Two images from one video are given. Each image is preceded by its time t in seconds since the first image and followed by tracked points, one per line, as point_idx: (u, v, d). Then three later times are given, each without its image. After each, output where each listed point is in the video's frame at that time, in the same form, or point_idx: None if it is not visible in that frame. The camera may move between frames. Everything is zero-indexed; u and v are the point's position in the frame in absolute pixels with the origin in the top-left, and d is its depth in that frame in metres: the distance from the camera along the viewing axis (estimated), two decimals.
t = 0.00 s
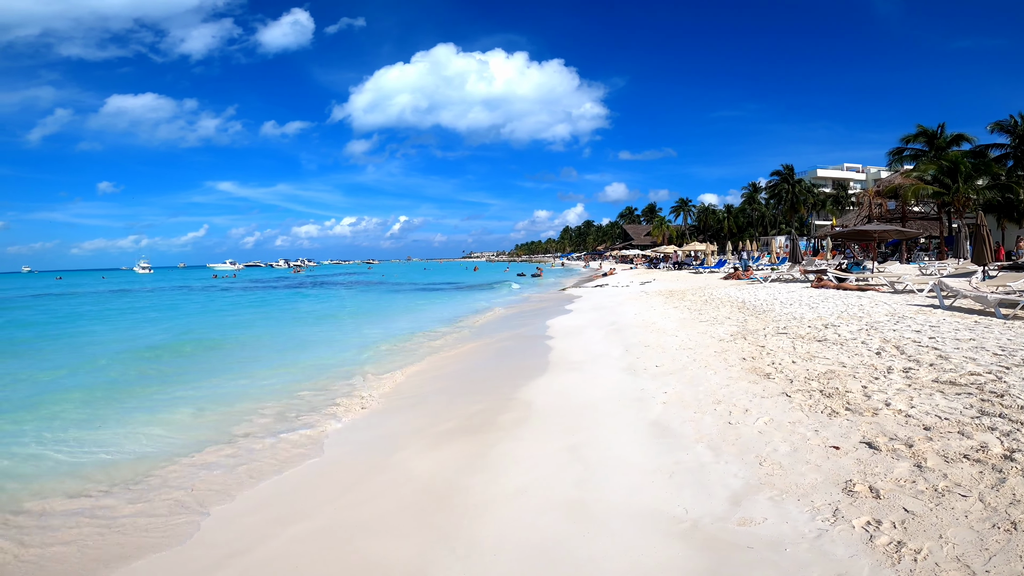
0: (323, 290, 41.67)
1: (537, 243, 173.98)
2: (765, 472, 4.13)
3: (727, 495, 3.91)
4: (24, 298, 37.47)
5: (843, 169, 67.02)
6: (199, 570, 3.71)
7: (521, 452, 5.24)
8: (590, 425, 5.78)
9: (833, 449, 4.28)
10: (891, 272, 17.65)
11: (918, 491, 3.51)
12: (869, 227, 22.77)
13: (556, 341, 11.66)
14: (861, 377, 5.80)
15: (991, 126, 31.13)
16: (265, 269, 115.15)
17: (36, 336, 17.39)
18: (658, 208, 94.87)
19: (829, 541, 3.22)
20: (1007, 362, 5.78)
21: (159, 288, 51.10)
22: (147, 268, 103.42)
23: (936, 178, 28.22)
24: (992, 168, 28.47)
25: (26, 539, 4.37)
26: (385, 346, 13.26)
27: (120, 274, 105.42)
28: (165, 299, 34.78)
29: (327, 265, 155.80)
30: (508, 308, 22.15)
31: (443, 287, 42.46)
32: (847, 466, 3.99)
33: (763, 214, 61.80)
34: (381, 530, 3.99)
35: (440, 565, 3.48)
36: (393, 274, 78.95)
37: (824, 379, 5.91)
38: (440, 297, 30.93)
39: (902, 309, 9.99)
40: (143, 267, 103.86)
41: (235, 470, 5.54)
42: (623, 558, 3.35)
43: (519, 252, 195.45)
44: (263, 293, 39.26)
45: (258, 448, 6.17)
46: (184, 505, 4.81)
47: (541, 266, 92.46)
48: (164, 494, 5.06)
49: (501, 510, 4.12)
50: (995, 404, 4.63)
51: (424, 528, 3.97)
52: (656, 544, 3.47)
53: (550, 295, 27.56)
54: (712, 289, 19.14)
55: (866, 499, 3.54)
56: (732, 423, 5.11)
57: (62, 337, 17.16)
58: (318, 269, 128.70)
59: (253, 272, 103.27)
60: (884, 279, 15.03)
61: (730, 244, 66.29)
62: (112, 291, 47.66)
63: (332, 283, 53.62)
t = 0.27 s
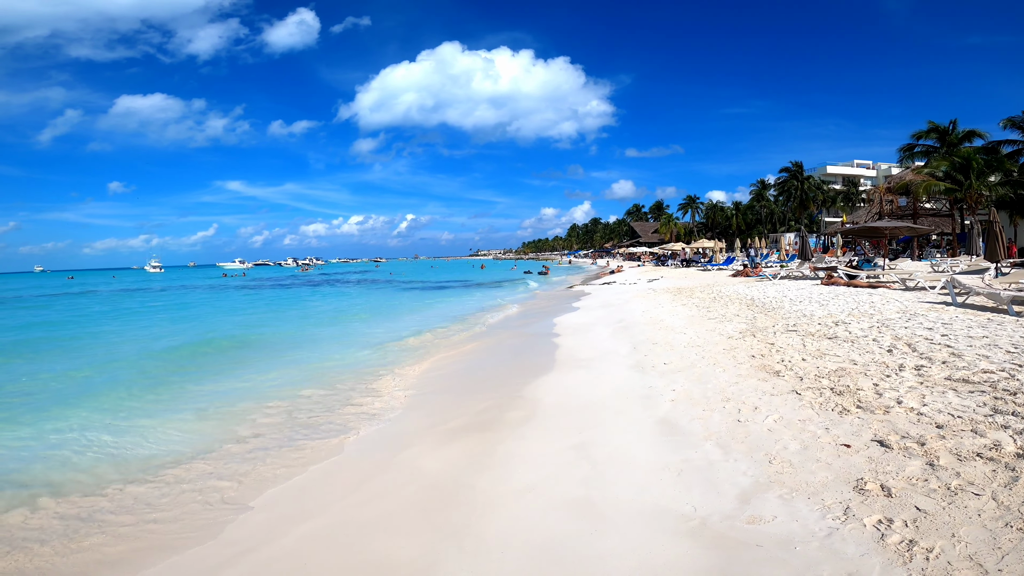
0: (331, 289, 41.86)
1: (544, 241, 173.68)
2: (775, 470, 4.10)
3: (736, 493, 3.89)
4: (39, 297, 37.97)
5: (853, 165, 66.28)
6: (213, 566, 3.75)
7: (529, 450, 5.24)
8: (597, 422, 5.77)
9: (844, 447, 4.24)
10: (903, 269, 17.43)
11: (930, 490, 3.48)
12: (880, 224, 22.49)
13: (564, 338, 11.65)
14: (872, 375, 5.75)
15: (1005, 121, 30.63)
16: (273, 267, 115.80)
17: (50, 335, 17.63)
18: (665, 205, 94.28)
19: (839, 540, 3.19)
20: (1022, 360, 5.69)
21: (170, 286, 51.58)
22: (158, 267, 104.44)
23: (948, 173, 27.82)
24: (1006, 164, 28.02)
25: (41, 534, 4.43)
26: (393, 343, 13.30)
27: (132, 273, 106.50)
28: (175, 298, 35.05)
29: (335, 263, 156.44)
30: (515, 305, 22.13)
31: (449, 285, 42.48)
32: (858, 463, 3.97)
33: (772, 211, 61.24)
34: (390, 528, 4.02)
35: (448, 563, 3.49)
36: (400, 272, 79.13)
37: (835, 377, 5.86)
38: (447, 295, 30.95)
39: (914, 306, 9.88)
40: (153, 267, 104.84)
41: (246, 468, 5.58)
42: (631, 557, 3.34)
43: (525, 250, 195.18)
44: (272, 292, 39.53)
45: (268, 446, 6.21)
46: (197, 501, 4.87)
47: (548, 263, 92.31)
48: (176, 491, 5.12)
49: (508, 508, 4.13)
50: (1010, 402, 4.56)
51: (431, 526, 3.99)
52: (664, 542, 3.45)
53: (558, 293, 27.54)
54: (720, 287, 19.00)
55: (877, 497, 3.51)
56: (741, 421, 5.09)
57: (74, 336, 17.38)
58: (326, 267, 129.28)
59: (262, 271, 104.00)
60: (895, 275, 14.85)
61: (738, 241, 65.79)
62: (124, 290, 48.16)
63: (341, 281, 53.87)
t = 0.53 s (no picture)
0: (336, 287, 42.04)
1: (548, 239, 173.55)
2: (782, 467, 4.10)
3: (742, 491, 3.89)
4: (48, 296, 38.27)
5: (860, 162, 65.79)
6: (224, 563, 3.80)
7: (534, 447, 5.25)
8: (603, 420, 5.78)
9: (850, 445, 4.23)
10: (910, 266, 17.31)
11: (938, 488, 3.46)
12: (887, 221, 22.33)
13: (569, 336, 11.64)
14: (879, 372, 5.73)
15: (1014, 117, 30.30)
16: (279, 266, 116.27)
17: (59, 334, 17.80)
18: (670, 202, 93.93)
19: (846, 538, 3.19)
20: None
21: (177, 285, 51.88)
22: (165, 266, 105.09)
23: (956, 170, 27.57)
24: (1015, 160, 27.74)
25: (52, 532, 4.48)
26: (399, 342, 13.34)
27: (139, 272, 107.24)
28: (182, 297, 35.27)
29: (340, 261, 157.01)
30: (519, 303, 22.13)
31: (454, 283, 42.53)
32: (865, 461, 3.95)
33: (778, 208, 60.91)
34: (397, 525, 4.05)
35: (454, 560, 3.52)
36: (404, 270, 79.27)
37: (841, 374, 5.84)
38: (451, 293, 30.95)
39: (922, 303, 9.82)
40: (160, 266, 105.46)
41: (254, 466, 5.62)
42: (636, 554, 3.35)
43: (530, 248, 195.02)
44: (278, 290, 39.69)
45: (275, 444, 6.25)
46: (206, 499, 4.91)
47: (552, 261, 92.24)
48: (185, 489, 5.17)
49: (514, 506, 4.15)
50: (1018, 400, 4.54)
51: (437, 523, 4.01)
52: (670, 540, 3.46)
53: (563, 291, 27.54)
54: (726, 284, 18.93)
55: (885, 495, 3.50)
56: (747, 419, 5.08)
57: (83, 335, 17.52)
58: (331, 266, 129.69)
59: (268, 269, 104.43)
60: (903, 273, 14.75)
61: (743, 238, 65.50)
62: (132, 289, 48.49)
63: (347, 280, 54.01)
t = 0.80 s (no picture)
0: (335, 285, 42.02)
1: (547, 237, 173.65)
2: (779, 465, 4.09)
3: (739, 488, 3.88)
4: (46, 295, 38.18)
5: (858, 161, 65.87)
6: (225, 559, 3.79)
7: (533, 445, 5.24)
8: (600, 417, 5.76)
9: (847, 442, 4.22)
10: (908, 264, 17.30)
11: (934, 486, 3.46)
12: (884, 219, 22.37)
13: (567, 334, 11.64)
14: (876, 370, 5.72)
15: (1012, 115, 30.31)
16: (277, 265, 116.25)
17: (57, 332, 17.76)
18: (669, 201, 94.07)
19: (842, 536, 3.18)
20: None
21: (176, 284, 51.80)
22: (163, 265, 104.88)
23: (954, 168, 27.58)
24: (1013, 159, 27.74)
25: (45, 531, 4.45)
26: (397, 340, 13.31)
27: (137, 270, 107.01)
28: (180, 295, 35.25)
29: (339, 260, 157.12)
30: (518, 301, 22.12)
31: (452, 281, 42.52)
32: (863, 459, 3.94)
33: (776, 207, 61.01)
34: (394, 523, 4.03)
35: (451, 558, 3.50)
36: (403, 268, 79.22)
37: (838, 372, 5.84)
38: (450, 291, 30.94)
39: (919, 301, 9.83)
40: (158, 264, 105.30)
41: (250, 464, 5.60)
42: (633, 553, 3.33)
43: (529, 246, 195.05)
44: (276, 289, 39.63)
45: (271, 442, 6.23)
46: (201, 498, 4.89)
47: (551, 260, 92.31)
48: (180, 488, 5.14)
49: (512, 504, 4.13)
50: (1014, 398, 4.53)
51: (434, 522, 3.98)
52: (666, 538, 3.44)
53: (561, 288, 27.53)
54: (724, 282, 18.94)
55: (881, 493, 3.49)
56: (744, 416, 5.07)
57: (80, 334, 17.48)
58: (330, 264, 129.66)
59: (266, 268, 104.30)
60: (900, 271, 14.75)
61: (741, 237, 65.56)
62: (130, 287, 48.39)
63: (345, 278, 53.96)
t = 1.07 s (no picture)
0: (330, 283, 41.88)
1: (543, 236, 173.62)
2: (772, 464, 4.09)
3: (732, 488, 3.87)
4: (39, 293, 37.89)
5: (853, 161, 66.16)
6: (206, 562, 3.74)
7: (527, 444, 5.22)
8: (595, 416, 5.76)
9: (840, 441, 4.23)
10: (901, 264, 17.36)
11: (926, 485, 3.46)
12: (879, 218, 22.44)
13: (562, 333, 11.63)
14: (869, 369, 5.74)
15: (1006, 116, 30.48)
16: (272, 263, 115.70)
17: (48, 331, 17.62)
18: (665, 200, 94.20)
19: (834, 535, 3.18)
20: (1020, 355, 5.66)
21: (171, 282, 51.52)
22: (157, 263, 104.26)
23: (947, 168, 27.71)
24: (1006, 159, 27.90)
25: (32, 531, 4.40)
26: (392, 338, 13.27)
27: (131, 268, 106.37)
28: (173, 294, 34.93)
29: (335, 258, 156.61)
30: (513, 300, 22.07)
31: (448, 279, 42.39)
32: (855, 458, 3.95)
33: (772, 206, 61.18)
34: (387, 522, 4.00)
35: (444, 557, 3.48)
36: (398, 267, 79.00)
37: (832, 371, 5.85)
38: (445, 290, 30.84)
39: (912, 301, 9.88)
40: (152, 262, 104.57)
41: (242, 463, 5.56)
42: (627, 552, 3.32)
43: (525, 245, 194.85)
44: (271, 287, 39.46)
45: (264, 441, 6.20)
46: (190, 497, 4.85)
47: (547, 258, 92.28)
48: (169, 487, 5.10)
49: (504, 502, 4.11)
50: (1006, 397, 4.56)
51: (427, 521, 3.96)
52: (660, 537, 3.43)
53: (557, 287, 27.52)
54: (719, 281, 18.97)
55: (873, 493, 3.50)
56: (738, 415, 5.07)
57: (72, 332, 17.35)
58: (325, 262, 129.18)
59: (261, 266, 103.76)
60: (894, 271, 14.80)
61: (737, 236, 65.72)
62: (125, 285, 48.18)
63: (341, 277, 53.81)
